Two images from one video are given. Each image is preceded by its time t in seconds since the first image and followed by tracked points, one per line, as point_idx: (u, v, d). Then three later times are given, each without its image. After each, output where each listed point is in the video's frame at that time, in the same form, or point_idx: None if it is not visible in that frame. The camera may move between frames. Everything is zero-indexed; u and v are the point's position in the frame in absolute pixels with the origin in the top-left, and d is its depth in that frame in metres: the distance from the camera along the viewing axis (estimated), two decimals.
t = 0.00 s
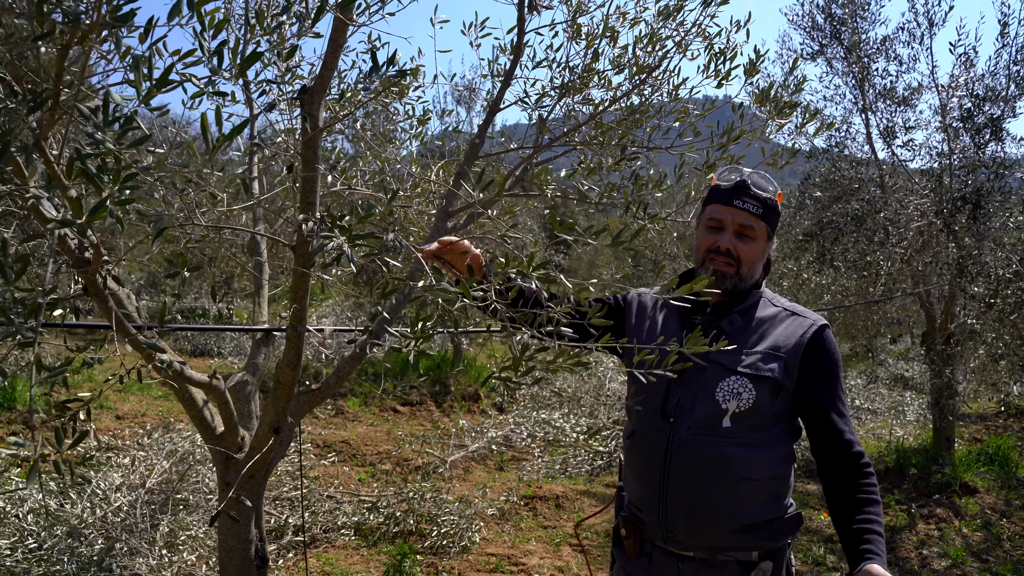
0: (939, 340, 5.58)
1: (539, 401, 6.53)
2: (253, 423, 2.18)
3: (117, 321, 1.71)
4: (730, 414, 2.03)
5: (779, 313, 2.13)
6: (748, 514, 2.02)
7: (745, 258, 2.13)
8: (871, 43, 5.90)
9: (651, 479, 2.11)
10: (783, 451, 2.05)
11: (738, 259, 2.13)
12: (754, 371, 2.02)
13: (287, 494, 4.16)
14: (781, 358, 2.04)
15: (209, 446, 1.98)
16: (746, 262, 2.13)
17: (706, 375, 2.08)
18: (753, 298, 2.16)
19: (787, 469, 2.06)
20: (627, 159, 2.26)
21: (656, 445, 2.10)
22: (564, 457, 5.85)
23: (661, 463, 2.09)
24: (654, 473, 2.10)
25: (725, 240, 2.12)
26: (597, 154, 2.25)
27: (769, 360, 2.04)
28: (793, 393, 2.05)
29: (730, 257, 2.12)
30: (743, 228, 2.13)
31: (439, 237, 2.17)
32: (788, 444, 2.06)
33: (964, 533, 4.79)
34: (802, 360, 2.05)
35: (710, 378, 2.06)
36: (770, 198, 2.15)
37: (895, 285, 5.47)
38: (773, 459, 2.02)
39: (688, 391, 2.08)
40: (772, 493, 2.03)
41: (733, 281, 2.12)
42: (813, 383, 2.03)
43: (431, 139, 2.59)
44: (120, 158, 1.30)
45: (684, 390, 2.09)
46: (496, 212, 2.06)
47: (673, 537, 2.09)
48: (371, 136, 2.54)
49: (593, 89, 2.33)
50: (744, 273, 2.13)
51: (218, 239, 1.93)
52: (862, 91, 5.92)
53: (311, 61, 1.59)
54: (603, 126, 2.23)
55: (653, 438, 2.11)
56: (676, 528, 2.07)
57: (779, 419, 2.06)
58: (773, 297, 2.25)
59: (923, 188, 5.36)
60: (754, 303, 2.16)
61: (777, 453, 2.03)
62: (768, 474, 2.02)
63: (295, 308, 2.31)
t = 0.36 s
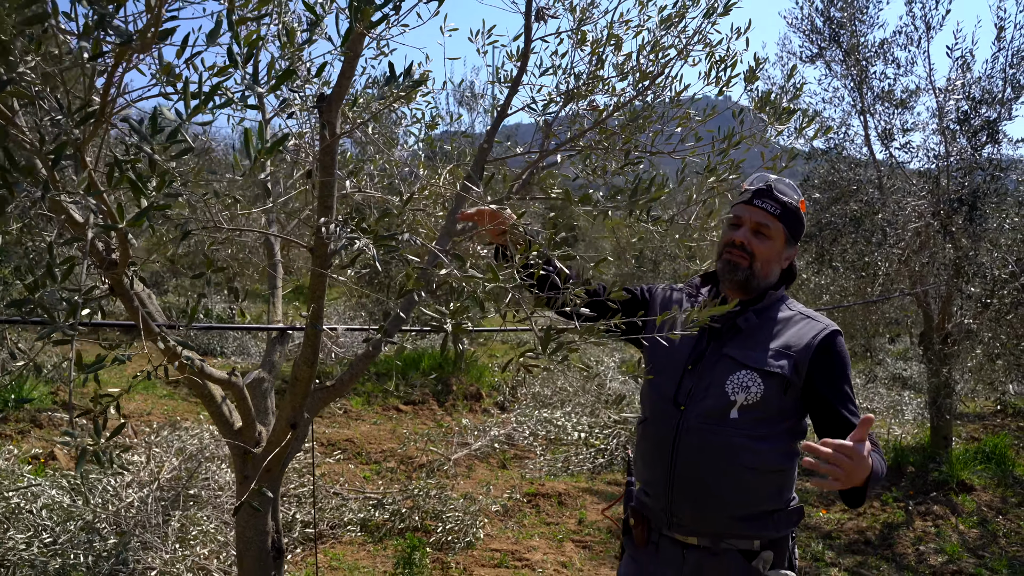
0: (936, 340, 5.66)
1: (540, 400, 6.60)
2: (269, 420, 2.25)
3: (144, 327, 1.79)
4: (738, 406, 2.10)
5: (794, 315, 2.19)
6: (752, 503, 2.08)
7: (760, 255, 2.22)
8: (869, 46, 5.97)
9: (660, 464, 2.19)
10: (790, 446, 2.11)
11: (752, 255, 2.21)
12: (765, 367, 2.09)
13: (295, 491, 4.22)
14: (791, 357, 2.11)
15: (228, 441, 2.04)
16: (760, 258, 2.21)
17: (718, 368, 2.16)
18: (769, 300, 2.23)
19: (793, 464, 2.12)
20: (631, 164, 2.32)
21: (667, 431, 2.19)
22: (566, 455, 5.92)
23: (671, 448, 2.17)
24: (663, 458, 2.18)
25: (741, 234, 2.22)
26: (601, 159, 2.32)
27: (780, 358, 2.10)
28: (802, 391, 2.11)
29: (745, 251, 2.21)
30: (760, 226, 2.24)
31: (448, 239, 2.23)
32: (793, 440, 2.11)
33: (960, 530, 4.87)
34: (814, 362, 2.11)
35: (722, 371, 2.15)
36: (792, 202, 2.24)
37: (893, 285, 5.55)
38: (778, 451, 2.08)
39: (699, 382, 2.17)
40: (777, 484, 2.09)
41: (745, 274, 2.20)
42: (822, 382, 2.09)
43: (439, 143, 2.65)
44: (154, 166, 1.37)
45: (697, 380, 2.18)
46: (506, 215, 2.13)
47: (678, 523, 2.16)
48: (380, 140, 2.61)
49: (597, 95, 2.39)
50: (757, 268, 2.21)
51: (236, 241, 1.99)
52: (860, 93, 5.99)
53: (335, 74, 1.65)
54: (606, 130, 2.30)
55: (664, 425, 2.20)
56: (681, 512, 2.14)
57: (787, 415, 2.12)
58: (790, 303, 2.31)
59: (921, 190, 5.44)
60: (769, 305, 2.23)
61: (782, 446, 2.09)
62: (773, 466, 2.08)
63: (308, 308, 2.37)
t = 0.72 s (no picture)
0: (936, 339, 5.75)
1: (545, 399, 6.68)
2: (295, 415, 2.34)
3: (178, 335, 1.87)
4: (750, 403, 2.18)
5: (805, 317, 2.28)
6: (763, 494, 2.16)
7: (779, 264, 2.29)
8: (869, 50, 6.05)
9: (677, 458, 2.29)
10: (800, 441, 2.18)
11: (771, 263, 2.28)
12: (776, 365, 2.18)
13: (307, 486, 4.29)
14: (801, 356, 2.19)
15: (257, 435, 2.12)
16: (777, 266, 2.28)
17: (731, 367, 2.25)
18: (782, 303, 2.31)
19: (804, 459, 2.19)
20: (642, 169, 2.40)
21: (683, 426, 2.29)
22: (571, 453, 6.01)
23: (687, 443, 2.27)
24: (679, 452, 2.28)
25: (760, 244, 2.28)
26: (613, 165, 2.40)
27: (790, 357, 2.19)
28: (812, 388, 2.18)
29: (765, 260, 2.28)
30: (778, 236, 2.28)
31: (467, 241, 2.31)
32: (805, 436, 2.18)
33: (960, 526, 4.97)
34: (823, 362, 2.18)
35: (735, 369, 2.24)
36: (807, 211, 2.29)
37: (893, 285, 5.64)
38: (789, 446, 2.15)
39: (714, 380, 2.26)
40: (787, 477, 2.17)
41: (763, 282, 2.27)
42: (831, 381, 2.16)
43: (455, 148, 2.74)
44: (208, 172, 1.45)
45: (711, 378, 2.27)
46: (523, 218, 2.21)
47: (694, 513, 2.25)
48: (398, 145, 2.69)
49: (608, 102, 2.47)
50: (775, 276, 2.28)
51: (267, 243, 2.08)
52: (861, 97, 6.08)
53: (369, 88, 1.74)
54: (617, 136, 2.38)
55: (681, 421, 2.29)
56: (696, 504, 2.23)
57: (798, 412, 2.18)
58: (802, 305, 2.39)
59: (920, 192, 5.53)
60: (781, 308, 2.31)
61: (793, 441, 2.16)
62: (784, 459, 2.15)
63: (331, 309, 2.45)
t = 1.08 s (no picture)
0: (936, 340, 5.84)
1: (548, 399, 6.76)
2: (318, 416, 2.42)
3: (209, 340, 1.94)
4: (768, 408, 2.23)
5: (811, 322, 2.32)
6: (781, 492, 2.23)
7: (789, 275, 2.33)
8: (870, 55, 6.14)
9: (696, 461, 2.31)
10: (812, 440, 2.25)
11: (782, 276, 2.32)
12: (791, 372, 2.22)
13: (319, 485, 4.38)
14: (813, 362, 2.24)
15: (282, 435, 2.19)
16: (789, 279, 2.32)
17: (747, 373, 2.28)
18: (789, 309, 2.35)
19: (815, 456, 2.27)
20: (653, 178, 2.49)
21: (703, 432, 2.31)
22: (575, 452, 6.09)
23: (707, 448, 2.29)
24: (699, 456, 2.30)
25: (771, 258, 2.31)
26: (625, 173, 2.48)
27: (803, 363, 2.23)
28: (823, 392, 2.24)
29: (776, 273, 2.31)
30: (787, 248, 2.33)
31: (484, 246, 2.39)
32: (816, 434, 2.26)
33: (959, 524, 5.08)
34: (833, 366, 2.24)
35: (751, 376, 2.27)
36: (811, 221, 2.34)
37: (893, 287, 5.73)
38: (804, 447, 2.22)
39: (731, 386, 2.28)
40: (803, 475, 2.23)
41: (774, 293, 2.30)
42: (842, 384, 2.22)
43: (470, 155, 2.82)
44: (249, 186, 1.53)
45: (728, 385, 2.29)
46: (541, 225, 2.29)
47: (714, 513, 2.29)
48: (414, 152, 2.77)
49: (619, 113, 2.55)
50: (786, 287, 2.32)
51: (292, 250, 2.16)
52: (862, 101, 6.16)
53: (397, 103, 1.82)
54: (629, 145, 2.46)
55: (700, 426, 2.31)
56: (718, 506, 2.27)
57: (809, 413, 2.26)
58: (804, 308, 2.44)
59: (920, 195, 5.62)
60: (789, 314, 2.34)
61: (807, 441, 2.23)
62: (800, 459, 2.22)
63: (351, 313, 2.53)
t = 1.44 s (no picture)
0: (932, 340, 5.92)
1: (549, 398, 6.84)
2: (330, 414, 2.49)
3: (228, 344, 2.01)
4: (774, 406, 2.21)
5: (807, 322, 2.32)
6: (789, 487, 2.20)
7: (783, 278, 2.30)
8: (868, 58, 6.21)
9: (706, 462, 2.25)
10: (814, 436, 2.25)
11: (777, 280, 2.29)
12: (794, 370, 2.21)
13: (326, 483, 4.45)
14: (813, 360, 2.24)
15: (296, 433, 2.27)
16: (784, 282, 2.30)
17: (752, 373, 2.25)
18: (785, 310, 2.34)
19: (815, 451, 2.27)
20: (654, 184, 2.55)
21: (712, 432, 2.25)
22: (576, 450, 6.18)
23: (717, 449, 2.24)
24: (709, 457, 2.25)
25: (767, 264, 2.28)
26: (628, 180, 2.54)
27: (804, 361, 2.23)
28: (822, 389, 2.25)
29: (772, 277, 2.29)
30: (779, 252, 2.31)
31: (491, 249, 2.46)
32: (819, 429, 2.25)
33: (954, 521, 5.18)
34: (832, 363, 2.25)
35: (756, 375, 2.24)
36: (798, 224, 2.31)
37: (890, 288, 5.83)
38: (810, 443, 2.21)
39: (737, 386, 2.25)
40: (808, 470, 2.22)
41: (772, 298, 2.29)
42: (840, 381, 2.23)
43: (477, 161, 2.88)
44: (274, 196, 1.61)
45: (734, 386, 2.25)
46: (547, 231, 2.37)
47: (724, 510, 2.23)
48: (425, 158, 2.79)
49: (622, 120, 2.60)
50: (782, 291, 2.30)
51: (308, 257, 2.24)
52: (859, 104, 6.24)
53: (410, 115, 1.89)
54: (631, 153, 2.52)
55: (708, 426, 2.26)
56: (729, 505, 2.21)
57: (811, 410, 2.25)
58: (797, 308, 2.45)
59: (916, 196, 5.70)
60: (786, 316, 2.34)
61: (812, 437, 2.23)
62: (806, 454, 2.21)
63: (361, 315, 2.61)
